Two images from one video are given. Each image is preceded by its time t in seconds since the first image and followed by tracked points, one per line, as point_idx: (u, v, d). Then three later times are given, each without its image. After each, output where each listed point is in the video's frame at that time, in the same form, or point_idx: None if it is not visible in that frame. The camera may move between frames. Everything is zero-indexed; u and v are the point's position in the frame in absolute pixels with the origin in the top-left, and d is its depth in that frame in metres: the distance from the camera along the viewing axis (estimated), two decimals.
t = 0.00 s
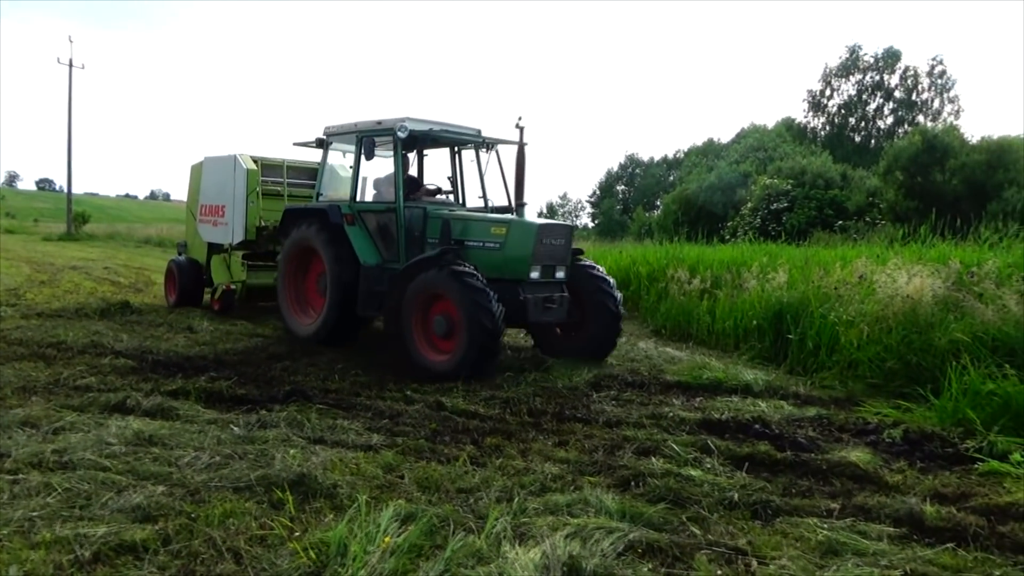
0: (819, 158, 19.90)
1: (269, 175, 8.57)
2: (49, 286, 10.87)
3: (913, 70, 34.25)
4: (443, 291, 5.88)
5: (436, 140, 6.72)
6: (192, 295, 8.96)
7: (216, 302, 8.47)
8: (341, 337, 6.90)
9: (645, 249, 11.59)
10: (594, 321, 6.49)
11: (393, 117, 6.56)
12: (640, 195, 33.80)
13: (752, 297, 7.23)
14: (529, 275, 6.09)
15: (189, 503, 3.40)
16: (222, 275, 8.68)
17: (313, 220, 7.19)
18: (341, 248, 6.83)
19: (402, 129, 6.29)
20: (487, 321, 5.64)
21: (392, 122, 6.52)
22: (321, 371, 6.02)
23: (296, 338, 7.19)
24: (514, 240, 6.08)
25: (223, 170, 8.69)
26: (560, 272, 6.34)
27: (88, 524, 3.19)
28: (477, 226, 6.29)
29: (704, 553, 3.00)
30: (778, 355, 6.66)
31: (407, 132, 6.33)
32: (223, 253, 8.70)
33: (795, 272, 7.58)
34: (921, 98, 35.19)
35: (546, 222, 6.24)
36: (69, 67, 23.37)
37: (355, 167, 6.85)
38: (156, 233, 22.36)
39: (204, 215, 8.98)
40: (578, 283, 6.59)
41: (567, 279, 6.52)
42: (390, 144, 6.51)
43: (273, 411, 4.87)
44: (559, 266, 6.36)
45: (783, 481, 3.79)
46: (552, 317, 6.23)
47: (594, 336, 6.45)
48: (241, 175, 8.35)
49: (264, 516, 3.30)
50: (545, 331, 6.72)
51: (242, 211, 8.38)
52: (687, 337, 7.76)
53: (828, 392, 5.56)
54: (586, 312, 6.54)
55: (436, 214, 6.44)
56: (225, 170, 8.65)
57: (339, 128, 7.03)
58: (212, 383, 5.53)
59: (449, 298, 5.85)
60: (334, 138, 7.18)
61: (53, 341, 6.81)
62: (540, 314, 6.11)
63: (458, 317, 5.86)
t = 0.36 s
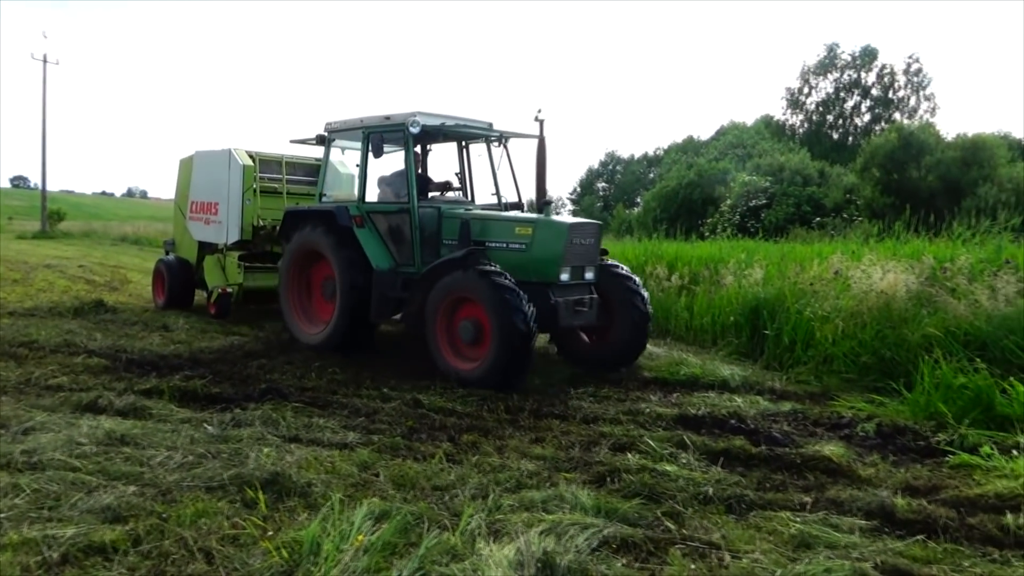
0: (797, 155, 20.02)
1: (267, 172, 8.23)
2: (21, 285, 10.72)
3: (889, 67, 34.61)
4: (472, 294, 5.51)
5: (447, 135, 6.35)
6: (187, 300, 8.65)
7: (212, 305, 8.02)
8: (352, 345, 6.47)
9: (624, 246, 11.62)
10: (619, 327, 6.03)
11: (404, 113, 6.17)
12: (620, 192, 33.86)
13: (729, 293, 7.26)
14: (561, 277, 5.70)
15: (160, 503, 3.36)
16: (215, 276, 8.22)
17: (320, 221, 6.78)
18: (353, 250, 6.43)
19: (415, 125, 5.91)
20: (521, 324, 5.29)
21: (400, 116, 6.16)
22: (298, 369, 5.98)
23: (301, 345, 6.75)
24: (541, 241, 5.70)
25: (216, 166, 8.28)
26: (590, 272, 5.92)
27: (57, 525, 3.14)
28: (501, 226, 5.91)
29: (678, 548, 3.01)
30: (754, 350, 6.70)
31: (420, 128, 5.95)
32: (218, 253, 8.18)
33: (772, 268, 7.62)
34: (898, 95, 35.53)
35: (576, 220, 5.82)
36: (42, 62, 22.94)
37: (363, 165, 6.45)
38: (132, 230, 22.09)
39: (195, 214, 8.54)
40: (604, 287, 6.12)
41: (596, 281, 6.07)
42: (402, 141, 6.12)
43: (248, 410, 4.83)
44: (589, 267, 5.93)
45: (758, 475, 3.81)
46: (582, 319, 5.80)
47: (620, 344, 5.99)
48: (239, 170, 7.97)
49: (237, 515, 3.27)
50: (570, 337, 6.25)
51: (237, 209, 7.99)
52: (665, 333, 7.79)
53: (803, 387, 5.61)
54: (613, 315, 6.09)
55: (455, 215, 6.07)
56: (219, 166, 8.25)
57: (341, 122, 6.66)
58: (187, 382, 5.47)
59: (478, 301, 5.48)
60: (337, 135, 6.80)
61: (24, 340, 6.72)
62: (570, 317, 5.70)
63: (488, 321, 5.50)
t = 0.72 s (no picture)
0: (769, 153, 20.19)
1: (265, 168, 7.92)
2: None
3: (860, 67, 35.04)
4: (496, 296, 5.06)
5: (465, 129, 6.03)
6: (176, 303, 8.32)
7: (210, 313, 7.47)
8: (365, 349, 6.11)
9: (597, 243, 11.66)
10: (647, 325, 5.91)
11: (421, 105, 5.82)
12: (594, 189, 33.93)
13: (702, 289, 7.31)
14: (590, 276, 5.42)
15: (128, 503, 3.32)
16: (208, 279, 7.73)
17: (332, 217, 6.40)
18: (365, 250, 6.05)
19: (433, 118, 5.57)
20: (552, 328, 4.86)
21: (417, 108, 5.81)
22: (270, 367, 5.93)
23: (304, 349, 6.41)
24: (571, 237, 5.37)
25: (209, 161, 7.85)
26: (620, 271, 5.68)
27: (21, 526, 3.09)
28: (523, 222, 5.53)
29: (649, 542, 3.02)
30: (726, 345, 6.75)
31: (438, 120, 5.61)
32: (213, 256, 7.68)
33: (744, 264, 7.69)
34: (868, 94, 36.00)
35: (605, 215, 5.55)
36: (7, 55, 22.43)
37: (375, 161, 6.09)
38: (101, 226, 21.72)
39: (188, 212, 8.15)
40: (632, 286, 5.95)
41: (624, 281, 5.90)
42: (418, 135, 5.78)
43: (218, 408, 4.79)
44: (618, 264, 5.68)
45: (729, 469, 3.85)
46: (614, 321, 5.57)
47: (650, 344, 5.87)
48: (232, 167, 7.55)
49: (206, 514, 3.23)
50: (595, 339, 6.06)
51: (231, 208, 7.59)
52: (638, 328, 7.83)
53: (774, 382, 5.67)
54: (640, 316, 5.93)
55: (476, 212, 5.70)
56: (212, 162, 7.83)
57: (352, 117, 6.32)
58: (156, 380, 5.41)
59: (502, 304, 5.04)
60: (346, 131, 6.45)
61: None
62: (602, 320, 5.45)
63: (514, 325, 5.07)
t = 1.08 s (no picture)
0: (740, 151, 20.36)
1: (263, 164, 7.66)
2: None
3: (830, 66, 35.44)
4: (531, 297, 4.91)
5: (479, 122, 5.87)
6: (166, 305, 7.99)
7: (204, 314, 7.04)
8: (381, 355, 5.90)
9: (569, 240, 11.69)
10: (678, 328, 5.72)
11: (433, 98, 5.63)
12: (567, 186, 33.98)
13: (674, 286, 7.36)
14: (624, 273, 5.24)
15: (94, 502, 3.28)
16: (206, 284, 7.37)
17: (342, 217, 6.19)
18: (380, 250, 5.85)
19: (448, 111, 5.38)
20: (592, 332, 4.70)
21: (431, 101, 5.62)
22: (240, 364, 5.88)
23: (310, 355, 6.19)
24: (603, 233, 5.21)
25: (202, 156, 7.49)
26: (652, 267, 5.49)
27: None
28: (551, 218, 5.39)
29: (620, 537, 3.05)
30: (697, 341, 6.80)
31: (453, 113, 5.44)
32: (209, 256, 7.39)
33: (715, 261, 7.75)
34: (837, 93, 36.43)
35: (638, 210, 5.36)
36: None
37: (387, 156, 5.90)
38: (66, 223, 21.33)
39: (178, 210, 7.79)
40: (662, 286, 5.76)
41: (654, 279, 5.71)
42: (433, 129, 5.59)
43: (187, 406, 4.73)
44: (651, 260, 5.49)
45: (699, 464, 3.89)
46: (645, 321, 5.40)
47: (680, 346, 5.69)
48: (228, 162, 7.22)
49: (175, 514, 3.20)
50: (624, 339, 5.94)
51: (227, 206, 7.26)
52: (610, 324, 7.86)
53: (744, 377, 5.73)
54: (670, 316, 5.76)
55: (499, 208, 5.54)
56: (204, 157, 7.48)
57: (359, 111, 6.12)
58: (123, 379, 5.33)
59: (538, 305, 4.89)
60: (353, 125, 6.26)
61: None
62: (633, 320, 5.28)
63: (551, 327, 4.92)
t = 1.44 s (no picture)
0: (712, 148, 20.51)
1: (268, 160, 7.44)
2: None
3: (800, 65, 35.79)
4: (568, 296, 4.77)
5: (499, 115, 5.72)
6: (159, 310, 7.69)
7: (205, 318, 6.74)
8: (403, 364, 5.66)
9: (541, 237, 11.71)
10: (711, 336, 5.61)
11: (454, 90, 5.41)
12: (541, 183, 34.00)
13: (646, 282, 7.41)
14: (665, 275, 5.04)
15: (61, 503, 3.23)
16: (205, 287, 7.05)
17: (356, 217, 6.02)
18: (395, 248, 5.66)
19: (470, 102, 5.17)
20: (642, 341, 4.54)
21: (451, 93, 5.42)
22: (211, 362, 5.83)
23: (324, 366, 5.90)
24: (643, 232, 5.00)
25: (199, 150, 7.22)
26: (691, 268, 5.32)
27: None
28: (586, 217, 5.18)
29: (593, 531, 3.07)
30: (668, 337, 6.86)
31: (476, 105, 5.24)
32: (206, 257, 7.11)
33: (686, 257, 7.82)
34: (807, 92, 36.82)
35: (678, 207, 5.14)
36: None
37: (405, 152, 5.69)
38: (30, 219, 20.93)
39: (172, 208, 7.50)
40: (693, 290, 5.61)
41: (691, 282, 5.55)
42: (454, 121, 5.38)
43: (157, 405, 4.68)
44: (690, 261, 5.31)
45: (671, 459, 3.93)
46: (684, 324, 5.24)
47: (714, 353, 5.53)
48: (228, 157, 6.98)
49: (144, 513, 3.17)
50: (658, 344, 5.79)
51: (227, 203, 7.02)
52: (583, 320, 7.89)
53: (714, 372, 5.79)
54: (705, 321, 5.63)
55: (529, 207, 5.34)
56: (201, 152, 7.22)
57: (371, 103, 5.92)
58: (91, 377, 5.26)
59: (584, 309, 4.72)
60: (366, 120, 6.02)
61: None
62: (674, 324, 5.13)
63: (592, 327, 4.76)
